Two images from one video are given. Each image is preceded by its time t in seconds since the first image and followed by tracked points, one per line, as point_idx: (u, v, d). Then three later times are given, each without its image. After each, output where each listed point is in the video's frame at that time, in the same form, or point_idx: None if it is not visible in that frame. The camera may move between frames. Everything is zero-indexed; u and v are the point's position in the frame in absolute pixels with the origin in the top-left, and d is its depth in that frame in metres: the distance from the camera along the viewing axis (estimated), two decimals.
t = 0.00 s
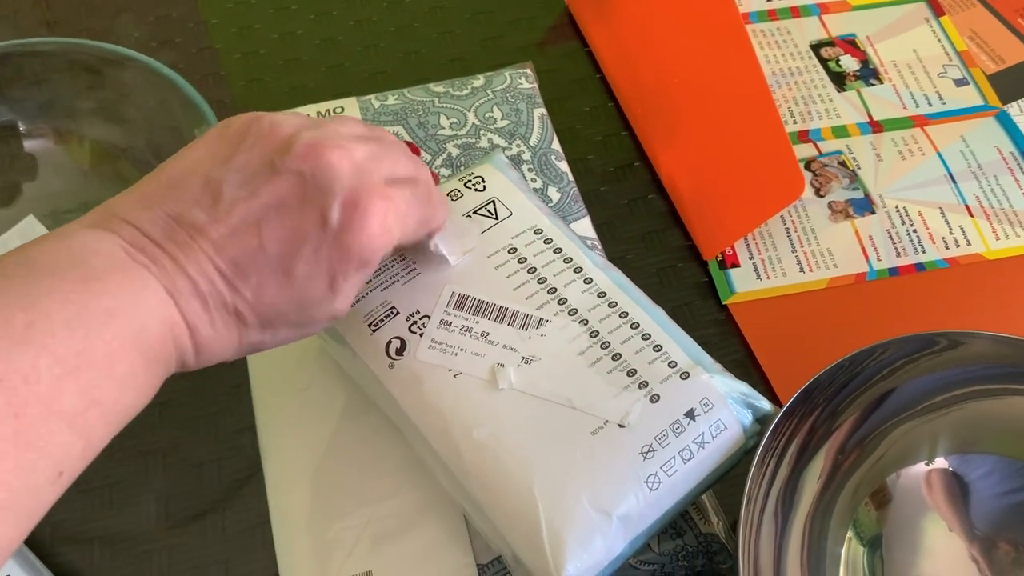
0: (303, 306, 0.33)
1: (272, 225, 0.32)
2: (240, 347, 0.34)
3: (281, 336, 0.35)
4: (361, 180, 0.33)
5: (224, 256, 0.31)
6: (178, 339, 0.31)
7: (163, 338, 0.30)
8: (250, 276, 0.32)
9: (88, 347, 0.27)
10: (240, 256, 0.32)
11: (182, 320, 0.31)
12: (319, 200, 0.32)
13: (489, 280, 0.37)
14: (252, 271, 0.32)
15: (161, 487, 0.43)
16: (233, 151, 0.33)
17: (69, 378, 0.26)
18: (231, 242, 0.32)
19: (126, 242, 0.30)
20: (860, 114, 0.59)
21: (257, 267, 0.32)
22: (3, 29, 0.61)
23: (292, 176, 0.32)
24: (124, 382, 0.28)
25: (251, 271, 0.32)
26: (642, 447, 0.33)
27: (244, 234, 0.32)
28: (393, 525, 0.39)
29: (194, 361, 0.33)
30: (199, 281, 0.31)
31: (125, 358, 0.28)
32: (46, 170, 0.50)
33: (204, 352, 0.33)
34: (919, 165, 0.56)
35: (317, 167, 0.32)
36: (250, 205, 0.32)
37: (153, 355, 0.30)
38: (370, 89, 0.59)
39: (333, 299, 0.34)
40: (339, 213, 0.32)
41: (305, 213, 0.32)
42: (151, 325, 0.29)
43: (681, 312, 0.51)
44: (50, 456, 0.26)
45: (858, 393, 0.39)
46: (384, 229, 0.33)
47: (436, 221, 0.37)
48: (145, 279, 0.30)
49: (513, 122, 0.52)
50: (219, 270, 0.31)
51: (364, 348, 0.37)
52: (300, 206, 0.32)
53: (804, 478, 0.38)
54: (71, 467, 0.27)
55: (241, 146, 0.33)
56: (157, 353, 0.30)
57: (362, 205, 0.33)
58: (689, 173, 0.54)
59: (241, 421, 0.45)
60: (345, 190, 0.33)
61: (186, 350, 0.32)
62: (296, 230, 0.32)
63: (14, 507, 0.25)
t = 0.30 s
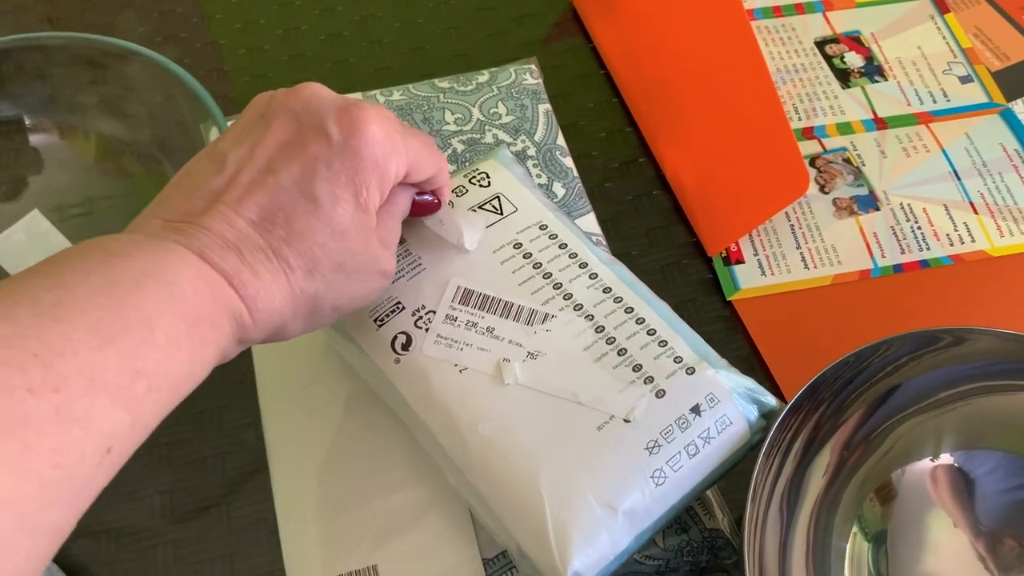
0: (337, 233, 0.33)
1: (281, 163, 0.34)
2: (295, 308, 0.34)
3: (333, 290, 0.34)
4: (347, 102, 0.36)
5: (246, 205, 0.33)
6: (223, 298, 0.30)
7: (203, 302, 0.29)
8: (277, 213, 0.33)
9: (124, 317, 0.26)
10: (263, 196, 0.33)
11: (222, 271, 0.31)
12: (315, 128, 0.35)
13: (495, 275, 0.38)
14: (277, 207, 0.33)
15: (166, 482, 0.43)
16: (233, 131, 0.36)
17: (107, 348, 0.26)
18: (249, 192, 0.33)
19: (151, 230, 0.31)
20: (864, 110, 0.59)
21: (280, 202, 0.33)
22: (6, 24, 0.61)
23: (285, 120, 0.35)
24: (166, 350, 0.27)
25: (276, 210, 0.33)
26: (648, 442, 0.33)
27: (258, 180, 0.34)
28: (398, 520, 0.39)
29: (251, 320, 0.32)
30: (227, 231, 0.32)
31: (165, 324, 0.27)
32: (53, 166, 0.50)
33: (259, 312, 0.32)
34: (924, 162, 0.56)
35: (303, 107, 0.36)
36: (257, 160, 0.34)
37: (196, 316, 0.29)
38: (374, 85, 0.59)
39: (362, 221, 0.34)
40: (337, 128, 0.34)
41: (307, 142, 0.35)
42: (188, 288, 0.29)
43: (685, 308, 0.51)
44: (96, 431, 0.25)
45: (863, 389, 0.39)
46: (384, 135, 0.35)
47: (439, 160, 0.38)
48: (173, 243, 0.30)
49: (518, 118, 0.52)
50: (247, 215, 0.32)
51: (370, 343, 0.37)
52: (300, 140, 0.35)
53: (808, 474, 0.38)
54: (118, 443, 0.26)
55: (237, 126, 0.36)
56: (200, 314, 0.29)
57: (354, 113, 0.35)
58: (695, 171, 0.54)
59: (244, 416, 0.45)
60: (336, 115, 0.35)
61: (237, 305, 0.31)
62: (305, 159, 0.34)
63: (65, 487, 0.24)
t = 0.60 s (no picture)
0: (352, 202, 0.34)
1: (287, 142, 0.34)
2: (317, 279, 0.33)
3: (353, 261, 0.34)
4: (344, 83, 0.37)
5: (256, 181, 0.33)
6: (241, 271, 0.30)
7: (221, 277, 0.29)
8: (288, 186, 0.33)
9: (140, 294, 0.26)
10: (272, 171, 0.33)
11: (240, 245, 0.31)
12: (318, 106, 0.35)
13: (502, 268, 0.38)
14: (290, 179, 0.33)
15: (170, 478, 0.43)
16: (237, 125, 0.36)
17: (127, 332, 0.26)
18: (258, 169, 0.33)
19: (163, 219, 0.31)
20: (867, 109, 0.59)
21: (290, 176, 0.33)
22: (9, 21, 0.61)
23: (287, 104, 0.36)
24: (187, 322, 0.27)
25: (287, 184, 0.33)
26: (656, 433, 0.33)
27: (265, 158, 0.34)
28: (404, 513, 0.40)
29: (275, 291, 0.31)
30: (241, 208, 0.32)
31: (183, 299, 0.27)
32: (58, 162, 0.50)
33: (281, 283, 0.32)
34: (927, 161, 0.56)
35: (303, 91, 0.36)
36: (262, 141, 0.34)
37: (213, 292, 0.28)
38: (378, 83, 0.59)
39: (374, 190, 0.34)
40: (338, 104, 0.35)
41: (310, 120, 0.35)
42: (202, 261, 0.29)
43: (688, 306, 0.51)
44: (120, 408, 0.25)
45: (866, 385, 0.39)
46: (385, 108, 0.36)
47: (438, 135, 0.39)
48: (188, 223, 0.30)
49: (521, 116, 0.53)
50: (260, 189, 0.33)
51: (376, 337, 0.37)
52: (303, 119, 0.35)
53: (811, 470, 0.38)
54: (145, 419, 0.26)
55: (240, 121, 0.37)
56: (220, 290, 0.29)
57: (354, 91, 0.36)
58: (698, 169, 0.54)
59: (248, 413, 0.45)
60: (336, 94, 0.36)
61: (259, 275, 0.31)
62: (310, 135, 0.34)
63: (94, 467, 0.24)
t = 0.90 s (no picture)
0: (321, 252, 0.33)
1: (259, 185, 0.33)
2: (280, 324, 0.33)
3: (316, 305, 0.34)
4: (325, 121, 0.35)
5: (223, 227, 0.32)
6: (200, 320, 0.30)
7: (177, 326, 0.29)
8: (256, 234, 0.32)
9: (90, 345, 0.26)
10: (239, 220, 0.32)
11: (202, 295, 0.30)
12: (292, 147, 0.34)
13: (497, 270, 0.38)
14: (256, 228, 0.32)
15: (167, 475, 0.43)
16: (215, 156, 0.35)
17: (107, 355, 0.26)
18: (226, 213, 0.32)
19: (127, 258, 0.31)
20: (864, 108, 0.59)
21: (258, 224, 0.32)
22: (9, 18, 0.61)
23: (263, 141, 0.35)
24: (137, 373, 0.27)
25: (255, 233, 0.32)
26: (648, 435, 0.33)
27: (236, 202, 0.33)
28: (398, 510, 0.40)
29: (234, 340, 0.31)
30: (208, 254, 0.31)
31: (134, 350, 0.27)
32: (58, 160, 0.51)
33: (242, 330, 0.31)
34: (923, 160, 0.56)
35: (281, 128, 0.35)
36: (234, 183, 0.33)
37: (170, 341, 0.28)
38: (377, 81, 0.60)
39: (343, 239, 0.34)
40: (313, 147, 0.33)
41: (283, 162, 0.33)
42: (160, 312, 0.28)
43: (684, 304, 0.51)
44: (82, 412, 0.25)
45: (859, 385, 0.39)
46: (364, 153, 0.34)
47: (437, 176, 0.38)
48: (151, 270, 0.30)
49: (518, 114, 0.53)
50: (225, 237, 0.32)
51: (371, 338, 0.37)
52: (277, 159, 0.34)
53: (805, 469, 0.38)
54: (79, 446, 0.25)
55: (217, 151, 0.35)
56: (177, 339, 0.29)
57: (332, 132, 0.34)
58: (695, 170, 0.54)
59: (245, 409, 0.45)
60: (314, 134, 0.34)
61: (218, 327, 0.31)
62: (281, 180, 0.33)
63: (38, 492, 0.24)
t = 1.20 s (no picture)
0: (375, 257, 0.33)
1: (303, 202, 0.34)
2: (356, 339, 0.33)
3: (388, 318, 0.34)
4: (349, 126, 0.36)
5: (279, 250, 0.33)
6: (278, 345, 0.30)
7: (259, 356, 0.30)
8: (313, 253, 0.32)
9: (171, 377, 0.27)
10: (294, 240, 0.33)
11: (275, 321, 0.31)
12: (325, 157, 0.35)
13: (504, 261, 0.38)
14: (312, 246, 0.33)
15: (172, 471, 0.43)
16: (249, 185, 0.36)
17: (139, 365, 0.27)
18: (277, 237, 0.33)
19: (196, 298, 0.31)
20: (868, 105, 0.59)
21: (311, 243, 0.33)
22: (12, 14, 0.61)
23: (294, 160, 0.35)
24: (222, 402, 0.28)
25: (310, 251, 0.32)
26: (657, 423, 0.33)
27: (281, 222, 0.33)
28: (405, 505, 0.40)
29: (312, 362, 0.32)
30: (272, 281, 0.32)
31: (217, 378, 0.28)
32: (62, 156, 0.50)
33: (318, 351, 0.32)
34: (928, 156, 0.56)
35: (308, 141, 0.36)
36: (277, 206, 0.34)
37: (252, 368, 0.29)
38: (380, 77, 0.60)
39: (393, 241, 0.34)
40: (343, 152, 0.35)
41: (319, 174, 0.34)
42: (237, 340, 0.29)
43: (689, 301, 0.51)
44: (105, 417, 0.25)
45: (866, 377, 0.39)
46: (395, 151, 0.35)
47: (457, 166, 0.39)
48: (222, 303, 0.31)
49: (523, 110, 0.53)
50: (283, 259, 0.32)
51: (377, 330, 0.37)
52: (313, 172, 0.34)
53: (812, 461, 0.38)
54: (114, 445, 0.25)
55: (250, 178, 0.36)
56: (259, 365, 0.29)
57: (362, 136, 0.35)
58: (698, 164, 0.54)
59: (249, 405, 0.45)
60: (342, 142, 0.35)
61: (298, 350, 0.31)
62: (324, 193, 0.34)
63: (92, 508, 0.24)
